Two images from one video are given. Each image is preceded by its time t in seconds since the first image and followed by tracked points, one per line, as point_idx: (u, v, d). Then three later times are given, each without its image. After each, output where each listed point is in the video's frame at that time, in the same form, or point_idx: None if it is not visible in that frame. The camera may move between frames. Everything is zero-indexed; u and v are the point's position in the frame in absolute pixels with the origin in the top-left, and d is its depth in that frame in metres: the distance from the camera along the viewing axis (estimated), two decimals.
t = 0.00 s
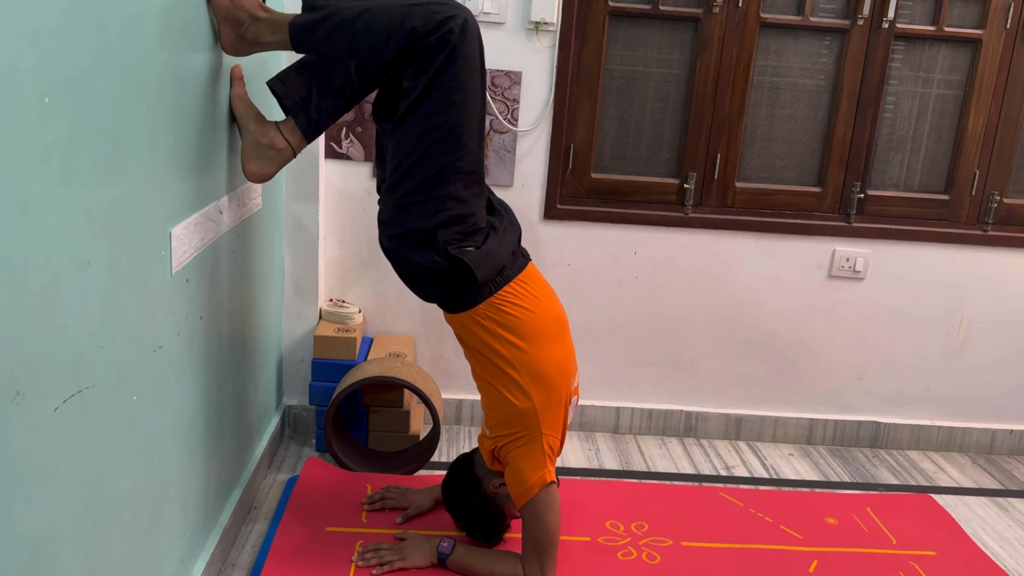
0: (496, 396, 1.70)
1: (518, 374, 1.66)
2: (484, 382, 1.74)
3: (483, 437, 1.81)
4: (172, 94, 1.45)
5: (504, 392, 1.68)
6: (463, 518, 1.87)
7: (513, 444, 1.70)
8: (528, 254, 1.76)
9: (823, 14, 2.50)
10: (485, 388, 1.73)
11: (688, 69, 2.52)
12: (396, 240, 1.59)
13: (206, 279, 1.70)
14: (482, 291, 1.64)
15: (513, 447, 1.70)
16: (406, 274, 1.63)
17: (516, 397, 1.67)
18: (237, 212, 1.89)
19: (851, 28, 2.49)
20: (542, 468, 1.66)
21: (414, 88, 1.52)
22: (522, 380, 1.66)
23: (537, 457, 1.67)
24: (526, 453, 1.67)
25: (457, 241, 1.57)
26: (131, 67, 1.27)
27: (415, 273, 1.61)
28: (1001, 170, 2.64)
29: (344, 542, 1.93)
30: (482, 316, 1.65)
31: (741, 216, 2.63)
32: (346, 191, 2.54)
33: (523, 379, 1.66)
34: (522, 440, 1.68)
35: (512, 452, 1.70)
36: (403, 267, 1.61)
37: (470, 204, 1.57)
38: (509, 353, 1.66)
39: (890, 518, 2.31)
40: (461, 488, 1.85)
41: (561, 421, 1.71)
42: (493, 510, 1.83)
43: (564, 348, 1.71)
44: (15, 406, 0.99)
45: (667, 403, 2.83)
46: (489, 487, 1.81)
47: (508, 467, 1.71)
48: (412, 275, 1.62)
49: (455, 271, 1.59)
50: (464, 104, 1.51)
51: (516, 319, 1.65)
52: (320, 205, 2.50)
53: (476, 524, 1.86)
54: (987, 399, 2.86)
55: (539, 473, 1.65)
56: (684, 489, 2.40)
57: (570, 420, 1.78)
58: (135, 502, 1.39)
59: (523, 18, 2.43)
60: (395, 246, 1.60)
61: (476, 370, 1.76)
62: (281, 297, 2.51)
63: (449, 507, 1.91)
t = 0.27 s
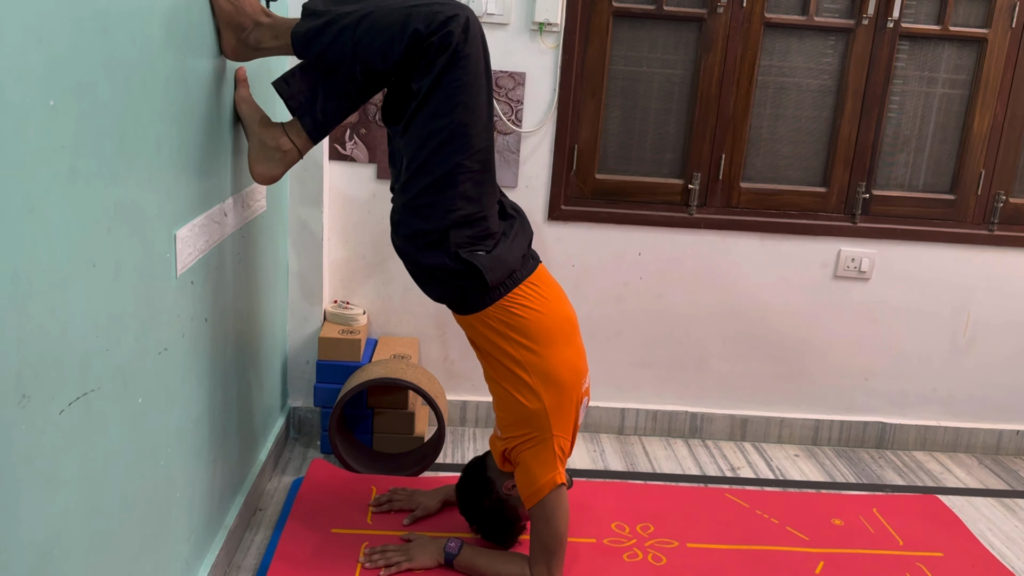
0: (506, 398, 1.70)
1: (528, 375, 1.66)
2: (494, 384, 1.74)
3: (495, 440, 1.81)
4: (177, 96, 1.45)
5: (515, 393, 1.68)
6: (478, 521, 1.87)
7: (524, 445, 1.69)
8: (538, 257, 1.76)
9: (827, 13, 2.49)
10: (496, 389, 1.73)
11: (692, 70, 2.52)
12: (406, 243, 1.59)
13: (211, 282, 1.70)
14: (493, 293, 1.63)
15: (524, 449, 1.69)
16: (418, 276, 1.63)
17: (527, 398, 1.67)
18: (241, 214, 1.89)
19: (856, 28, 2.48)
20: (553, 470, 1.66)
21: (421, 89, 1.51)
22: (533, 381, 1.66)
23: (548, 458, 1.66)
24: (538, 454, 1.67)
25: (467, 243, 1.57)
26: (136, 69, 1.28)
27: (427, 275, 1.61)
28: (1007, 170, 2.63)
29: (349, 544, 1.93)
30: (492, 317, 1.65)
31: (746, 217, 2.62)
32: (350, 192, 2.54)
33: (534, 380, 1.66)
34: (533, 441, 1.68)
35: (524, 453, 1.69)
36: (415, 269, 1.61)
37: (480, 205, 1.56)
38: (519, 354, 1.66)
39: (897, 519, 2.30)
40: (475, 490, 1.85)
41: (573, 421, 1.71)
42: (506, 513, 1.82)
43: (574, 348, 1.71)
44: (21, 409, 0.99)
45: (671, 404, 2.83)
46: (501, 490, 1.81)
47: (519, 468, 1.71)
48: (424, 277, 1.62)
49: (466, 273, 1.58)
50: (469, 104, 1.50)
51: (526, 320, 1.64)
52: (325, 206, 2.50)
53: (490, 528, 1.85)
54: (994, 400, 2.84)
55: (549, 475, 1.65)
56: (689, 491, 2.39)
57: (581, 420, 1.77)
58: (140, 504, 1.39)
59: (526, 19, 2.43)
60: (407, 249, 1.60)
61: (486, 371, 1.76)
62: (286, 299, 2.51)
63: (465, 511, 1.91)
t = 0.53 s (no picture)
0: (515, 401, 1.70)
1: (537, 378, 1.66)
2: (502, 388, 1.74)
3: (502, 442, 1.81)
4: (179, 100, 1.45)
5: (523, 396, 1.68)
6: (494, 526, 1.86)
7: (534, 447, 1.69)
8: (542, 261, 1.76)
9: (828, 15, 2.49)
10: (504, 392, 1.73)
11: (693, 72, 2.52)
12: (413, 246, 1.60)
13: (212, 285, 1.70)
14: (499, 296, 1.63)
15: (534, 451, 1.70)
16: (426, 279, 1.64)
17: (536, 401, 1.67)
18: (243, 218, 1.89)
19: (856, 29, 2.48)
20: (562, 471, 1.65)
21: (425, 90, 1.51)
22: (541, 383, 1.66)
23: (558, 460, 1.66)
24: (548, 456, 1.67)
25: (474, 244, 1.57)
26: (137, 73, 1.28)
27: (434, 278, 1.61)
28: (1009, 171, 2.63)
29: (351, 547, 1.93)
30: (499, 321, 1.65)
31: (748, 219, 2.62)
32: (352, 196, 2.54)
33: (542, 383, 1.66)
34: (543, 443, 1.68)
35: (534, 455, 1.69)
36: (422, 271, 1.62)
37: (485, 206, 1.56)
38: (527, 358, 1.66)
39: (900, 521, 2.30)
40: (490, 496, 1.84)
41: (583, 424, 1.71)
42: (522, 517, 1.82)
43: (582, 350, 1.71)
44: (23, 413, 0.99)
45: (674, 406, 2.82)
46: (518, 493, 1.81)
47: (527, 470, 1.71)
48: (432, 279, 1.62)
49: (472, 274, 1.58)
50: (474, 103, 1.51)
51: (534, 323, 1.65)
52: (326, 210, 2.50)
53: (507, 532, 1.85)
54: (997, 402, 2.84)
55: (558, 477, 1.65)
56: (692, 494, 2.38)
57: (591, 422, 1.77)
58: (142, 509, 1.39)
59: (527, 22, 2.43)
60: (414, 251, 1.60)
61: (493, 375, 1.76)
62: (287, 303, 2.51)
63: (480, 518, 1.90)
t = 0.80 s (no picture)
0: (508, 402, 1.70)
1: (530, 379, 1.66)
2: (496, 389, 1.73)
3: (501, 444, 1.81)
4: (178, 105, 1.45)
5: (516, 397, 1.68)
6: (495, 531, 1.86)
7: (529, 448, 1.69)
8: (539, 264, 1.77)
9: (826, 18, 2.49)
10: (498, 393, 1.73)
11: (692, 75, 2.52)
12: (411, 247, 1.60)
13: (212, 289, 1.70)
14: (496, 297, 1.63)
15: (529, 452, 1.69)
16: (423, 280, 1.64)
17: (529, 403, 1.67)
18: (243, 222, 1.90)
19: (855, 32, 2.49)
20: (558, 473, 1.65)
21: (425, 93, 1.52)
22: (534, 385, 1.66)
23: (553, 461, 1.66)
24: (542, 458, 1.67)
25: (472, 245, 1.57)
26: (137, 78, 1.28)
27: (431, 279, 1.61)
28: (1007, 173, 2.63)
29: (351, 552, 1.92)
30: (493, 322, 1.65)
31: (747, 221, 2.62)
32: (351, 199, 2.54)
33: (535, 384, 1.66)
34: (538, 444, 1.68)
35: (530, 457, 1.69)
36: (419, 273, 1.62)
37: (483, 207, 1.56)
38: (520, 359, 1.66)
39: (900, 523, 2.30)
40: (489, 501, 1.83)
41: (576, 426, 1.70)
42: (522, 521, 1.81)
43: (575, 352, 1.71)
44: (22, 417, 0.98)
45: (673, 409, 2.82)
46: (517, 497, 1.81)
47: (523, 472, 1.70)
48: (428, 280, 1.62)
49: (468, 275, 1.58)
50: (473, 105, 1.51)
51: (527, 325, 1.65)
52: (325, 213, 2.50)
53: (507, 536, 1.84)
54: (996, 403, 2.84)
55: (553, 479, 1.64)
56: (692, 496, 2.38)
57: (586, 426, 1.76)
58: (142, 513, 1.39)
59: (526, 26, 2.44)
60: (411, 252, 1.60)
61: (487, 376, 1.76)
62: (287, 306, 2.51)
63: (479, 522, 1.89)
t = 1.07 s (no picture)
0: (501, 407, 1.70)
1: (522, 384, 1.65)
2: (489, 393, 1.73)
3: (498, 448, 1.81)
4: (175, 110, 1.45)
5: (509, 402, 1.68)
6: (486, 534, 1.87)
7: (522, 453, 1.68)
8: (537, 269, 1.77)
9: (822, 21, 2.50)
10: (491, 398, 1.73)
11: (688, 79, 2.52)
12: (408, 250, 1.60)
13: (209, 294, 1.70)
14: (492, 301, 1.63)
15: (522, 457, 1.69)
16: (419, 284, 1.63)
17: (521, 408, 1.66)
18: (240, 227, 1.89)
19: (851, 36, 2.49)
20: (551, 478, 1.65)
21: (422, 97, 1.51)
22: (526, 390, 1.65)
23: (546, 467, 1.65)
24: (535, 464, 1.66)
25: (469, 248, 1.57)
26: (133, 83, 1.28)
27: (428, 282, 1.61)
28: (1004, 176, 2.64)
29: (348, 558, 1.92)
30: (487, 326, 1.65)
31: (744, 225, 2.63)
32: (348, 204, 2.54)
33: (528, 390, 1.65)
34: (530, 450, 1.67)
35: (523, 462, 1.68)
36: (416, 276, 1.61)
37: (480, 210, 1.57)
38: (513, 364, 1.65)
39: (898, 526, 2.30)
40: (482, 503, 1.85)
41: (569, 432, 1.70)
42: (513, 526, 1.82)
43: (569, 359, 1.70)
44: (19, 424, 0.98)
45: (671, 413, 2.82)
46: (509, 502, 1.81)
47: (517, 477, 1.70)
48: (424, 284, 1.62)
49: (465, 279, 1.58)
50: (470, 108, 1.51)
51: (521, 330, 1.64)
52: (323, 218, 2.50)
53: (497, 539, 1.85)
54: (994, 406, 2.84)
55: (547, 484, 1.64)
56: (691, 500, 2.38)
57: (579, 432, 1.76)
58: (140, 520, 1.38)
59: (523, 30, 2.44)
60: (409, 255, 1.60)
61: (480, 379, 1.75)
62: (284, 311, 2.51)
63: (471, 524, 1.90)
